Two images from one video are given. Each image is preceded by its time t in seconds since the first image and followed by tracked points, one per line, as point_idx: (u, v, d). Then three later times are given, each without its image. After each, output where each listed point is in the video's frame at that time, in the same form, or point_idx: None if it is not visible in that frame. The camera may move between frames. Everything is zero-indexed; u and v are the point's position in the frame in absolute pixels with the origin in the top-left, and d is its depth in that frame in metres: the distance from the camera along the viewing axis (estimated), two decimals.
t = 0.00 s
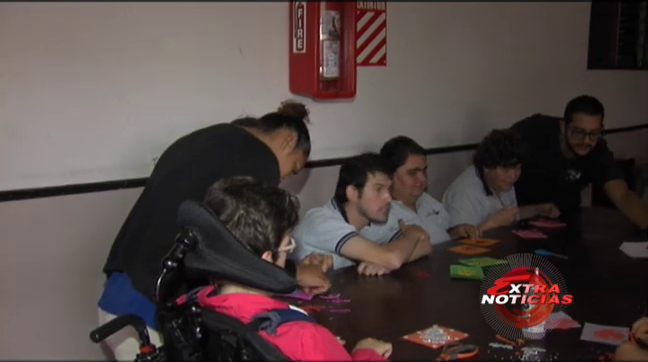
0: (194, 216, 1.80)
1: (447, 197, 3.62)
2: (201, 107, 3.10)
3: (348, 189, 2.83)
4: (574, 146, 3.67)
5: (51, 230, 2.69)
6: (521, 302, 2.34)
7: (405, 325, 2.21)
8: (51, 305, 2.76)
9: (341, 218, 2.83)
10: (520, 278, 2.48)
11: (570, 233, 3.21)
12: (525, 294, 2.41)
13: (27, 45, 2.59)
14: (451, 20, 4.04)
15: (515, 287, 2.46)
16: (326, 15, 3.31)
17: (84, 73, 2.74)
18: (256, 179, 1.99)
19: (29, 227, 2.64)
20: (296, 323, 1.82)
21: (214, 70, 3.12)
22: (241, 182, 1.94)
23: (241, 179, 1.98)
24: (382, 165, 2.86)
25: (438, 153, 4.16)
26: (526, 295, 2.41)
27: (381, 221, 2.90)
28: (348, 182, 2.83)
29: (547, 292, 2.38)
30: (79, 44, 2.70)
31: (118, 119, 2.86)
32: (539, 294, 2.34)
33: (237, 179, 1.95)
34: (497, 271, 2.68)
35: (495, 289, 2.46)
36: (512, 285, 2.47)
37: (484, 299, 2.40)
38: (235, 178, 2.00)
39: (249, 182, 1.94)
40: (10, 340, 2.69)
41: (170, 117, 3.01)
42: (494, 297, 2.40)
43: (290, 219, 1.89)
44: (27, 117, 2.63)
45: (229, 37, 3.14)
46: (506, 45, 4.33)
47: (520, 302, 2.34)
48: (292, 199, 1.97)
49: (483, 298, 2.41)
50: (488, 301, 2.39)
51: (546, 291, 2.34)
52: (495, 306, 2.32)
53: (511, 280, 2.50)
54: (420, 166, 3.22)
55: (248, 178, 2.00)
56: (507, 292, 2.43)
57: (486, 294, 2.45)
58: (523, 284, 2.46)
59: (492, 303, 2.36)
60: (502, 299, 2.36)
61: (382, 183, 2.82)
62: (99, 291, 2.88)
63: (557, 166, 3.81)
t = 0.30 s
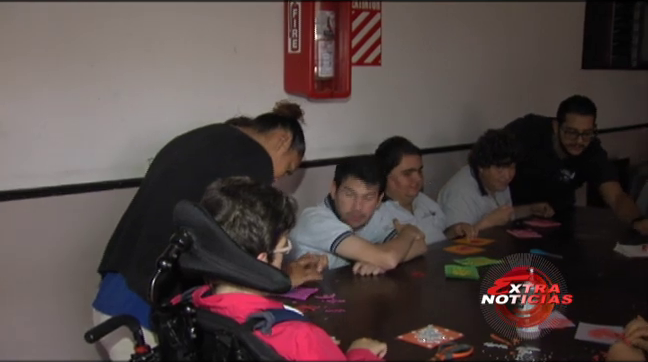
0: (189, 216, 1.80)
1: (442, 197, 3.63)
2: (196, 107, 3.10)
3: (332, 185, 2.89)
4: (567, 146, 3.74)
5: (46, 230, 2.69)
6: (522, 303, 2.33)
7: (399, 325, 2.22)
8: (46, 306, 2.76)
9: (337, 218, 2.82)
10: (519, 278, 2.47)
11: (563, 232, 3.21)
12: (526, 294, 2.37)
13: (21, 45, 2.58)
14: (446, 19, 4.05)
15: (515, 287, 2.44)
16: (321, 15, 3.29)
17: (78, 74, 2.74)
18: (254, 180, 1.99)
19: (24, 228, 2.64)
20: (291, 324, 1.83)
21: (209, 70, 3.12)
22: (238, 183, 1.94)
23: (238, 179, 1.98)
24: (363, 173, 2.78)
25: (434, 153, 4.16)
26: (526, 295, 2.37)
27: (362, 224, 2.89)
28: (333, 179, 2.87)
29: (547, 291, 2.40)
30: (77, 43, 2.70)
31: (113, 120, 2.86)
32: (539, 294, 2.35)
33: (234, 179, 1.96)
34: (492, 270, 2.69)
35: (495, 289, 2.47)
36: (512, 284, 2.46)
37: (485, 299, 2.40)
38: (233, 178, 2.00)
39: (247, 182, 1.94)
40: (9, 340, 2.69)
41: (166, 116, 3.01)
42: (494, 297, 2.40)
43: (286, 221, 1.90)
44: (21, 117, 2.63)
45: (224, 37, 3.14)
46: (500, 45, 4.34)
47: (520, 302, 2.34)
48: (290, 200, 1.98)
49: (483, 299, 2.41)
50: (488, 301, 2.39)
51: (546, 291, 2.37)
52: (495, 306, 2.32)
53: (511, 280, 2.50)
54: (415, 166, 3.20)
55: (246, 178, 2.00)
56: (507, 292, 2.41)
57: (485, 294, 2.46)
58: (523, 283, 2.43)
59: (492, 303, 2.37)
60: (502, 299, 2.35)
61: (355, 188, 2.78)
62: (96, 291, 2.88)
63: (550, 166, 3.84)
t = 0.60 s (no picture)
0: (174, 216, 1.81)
1: (430, 197, 3.62)
2: (182, 106, 3.08)
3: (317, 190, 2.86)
4: (554, 143, 3.73)
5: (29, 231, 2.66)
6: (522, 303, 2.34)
7: (386, 325, 2.21)
8: (30, 307, 2.73)
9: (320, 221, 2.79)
10: (519, 278, 2.52)
11: (551, 232, 3.20)
12: (525, 294, 2.41)
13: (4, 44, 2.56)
14: (433, 19, 4.05)
15: (515, 287, 2.45)
16: (308, 14, 3.30)
17: (63, 73, 2.71)
18: (243, 181, 1.99)
19: (6, 229, 2.61)
20: (277, 325, 1.81)
21: (195, 69, 3.10)
22: (227, 184, 1.94)
23: (228, 180, 1.98)
24: (343, 193, 2.71)
25: (422, 153, 4.15)
26: (526, 295, 2.41)
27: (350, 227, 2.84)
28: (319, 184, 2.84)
29: (547, 291, 2.42)
30: (61, 43, 2.68)
31: (94, 119, 2.82)
32: (539, 294, 2.40)
33: (224, 180, 1.96)
34: (480, 270, 2.68)
35: (494, 289, 2.46)
36: (511, 284, 2.47)
37: (484, 299, 2.39)
38: (222, 178, 2.00)
39: (236, 184, 1.95)
40: None
41: (151, 116, 2.98)
42: (494, 297, 2.39)
43: (274, 224, 1.89)
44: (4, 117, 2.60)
45: (209, 36, 3.12)
46: (486, 44, 4.35)
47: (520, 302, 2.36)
48: (280, 202, 1.97)
49: (483, 298, 2.40)
50: (488, 301, 2.38)
51: (546, 291, 2.41)
52: (495, 306, 2.33)
53: (510, 280, 2.51)
54: (405, 166, 3.17)
55: (235, 179, 2.00)
56: (507, 292, 2.42)
57: (486, 294, 2.44)
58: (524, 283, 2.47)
59: (492, 303, 2.36)
60: (501, 299, 2.35)
61: (333, 204, 2.76)
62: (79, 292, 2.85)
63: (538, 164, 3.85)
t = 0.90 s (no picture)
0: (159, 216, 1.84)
1: (418, 197, 3.60)
2: (168, 105, 3.06)
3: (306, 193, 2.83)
4: (541, 141, 3.73)
5: (12, 232, 2.64)
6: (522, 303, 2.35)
7: (374, 324, 2.20)
8: (13, 307, 2.71)
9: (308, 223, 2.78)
10: (520, 278, 2.53)
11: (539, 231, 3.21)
12: (525, 294, 2.42)
13: None
14: (420, 18, 4.05)
15: (515, 287, 2.46)
16: (294, 14, 3.29)
17: (48, 73, 2.69)
18: (233, 181, 2.00)
19: None
20: (265, 325, 1.80)
21: (180, 69, 3.08)
22: (217, 184, 1.95)
23: (218, 179, 1.99)
24: (333, 200, 2.68)
25: (410, 152, 4.15)
26: (525, 295, 2.42)
27: (340, 230, 2.83)
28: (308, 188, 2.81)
29: (547, 291, 2.44)
30: (45, 42, 2.66)
31: (79, 119, 2.80)
32: (539, 294, 2.41)
33: (214, 180, 1.97)
34: (467, 269, 2.68)
35: (495, 289, 2.46)
36: (511, 284, 2.48)
37: (484, 299, 2.39)
38: (213, 178, 2.01)
39: (227, 184, 1.96)
40: None
41: (136, 115, 2.96)
42: (494, 297, 2.39)
43: (262, 226, 1.90)
44: None
45: (194, 34, 3.10)
46: (472, 43, 4.35)
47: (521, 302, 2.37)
48: (271, 204, 1.98)
49: (483, 298, 2.40)
50: (488, 301, 2.37)
51: (546, 291, 2.42)
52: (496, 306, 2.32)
53: (510, 280, 2.52)
54: (393, 165, 3.17)
55: (226, 179, 2.01)
56: (507, 292, 2.42)
57: (486, 294, 2.43)
58: (524, 284, 2.49)
59: (492, 302, 2.35)
60: (502, 299, 2.35)
61: (323, 210, 2.74)
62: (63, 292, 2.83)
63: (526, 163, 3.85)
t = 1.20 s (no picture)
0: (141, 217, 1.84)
1: (402, 196, 3.61)
2: (150, 105, 3.05)
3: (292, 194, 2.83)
4: (525, 137, 3.74)
5: None
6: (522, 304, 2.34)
7: (357, 324, 2.20)
8: None
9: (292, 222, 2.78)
10: (520, 278, 2.49)
11: (522, 230, 3.23)
12: (525, 294, 2.40)
13: None
14: (404, 18, 4.07)
15: (515, 287, 2.42)
16: (278, 13, 3.27)
17: (29, 73, 2.66)
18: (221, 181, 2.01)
19: None
20: (247, 325, 1.80)
21: (163, 69, 3.07)
22: (204, 184, 1.96)
23: (205, 180, 1.99)
24: (320, 199, 2.68)
25: (395, 151, 4.16)
26: (526, 295, 2.40)
27: (327, 229, 2.83)
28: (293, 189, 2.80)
29: (547, 291, 2.44)
30: (27, 42, 2.64)
31: (61, 119, 2.78)
32: (540, 294, 2.39)
33: (202, 180, 1.98)
34: (451, 268, 2.68)
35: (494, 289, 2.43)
36: (512, 284, 2.44)
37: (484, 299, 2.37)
38: (200, 178, 2.02)
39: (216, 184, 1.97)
40: None
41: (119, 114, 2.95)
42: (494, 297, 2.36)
43: (246, 229, 1.91)
44: None
45: (177, 34, 3.09)
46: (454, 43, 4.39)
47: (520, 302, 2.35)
48: (257, 207, 1.99)
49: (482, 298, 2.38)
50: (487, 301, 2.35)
51: (547, 291, 2.42)
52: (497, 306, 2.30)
53: (511, 280, 2.48)
54: (375, 164, 3.17)
55: (214, 180, 2.01)
56: (507, 292, 2.39)
57: (485, 294, 2.26)
58: (524, 284, 2.46)
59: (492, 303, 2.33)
60: (502, 299, 2.33)
61: (310, 210, 2.74)
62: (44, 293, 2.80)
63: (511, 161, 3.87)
